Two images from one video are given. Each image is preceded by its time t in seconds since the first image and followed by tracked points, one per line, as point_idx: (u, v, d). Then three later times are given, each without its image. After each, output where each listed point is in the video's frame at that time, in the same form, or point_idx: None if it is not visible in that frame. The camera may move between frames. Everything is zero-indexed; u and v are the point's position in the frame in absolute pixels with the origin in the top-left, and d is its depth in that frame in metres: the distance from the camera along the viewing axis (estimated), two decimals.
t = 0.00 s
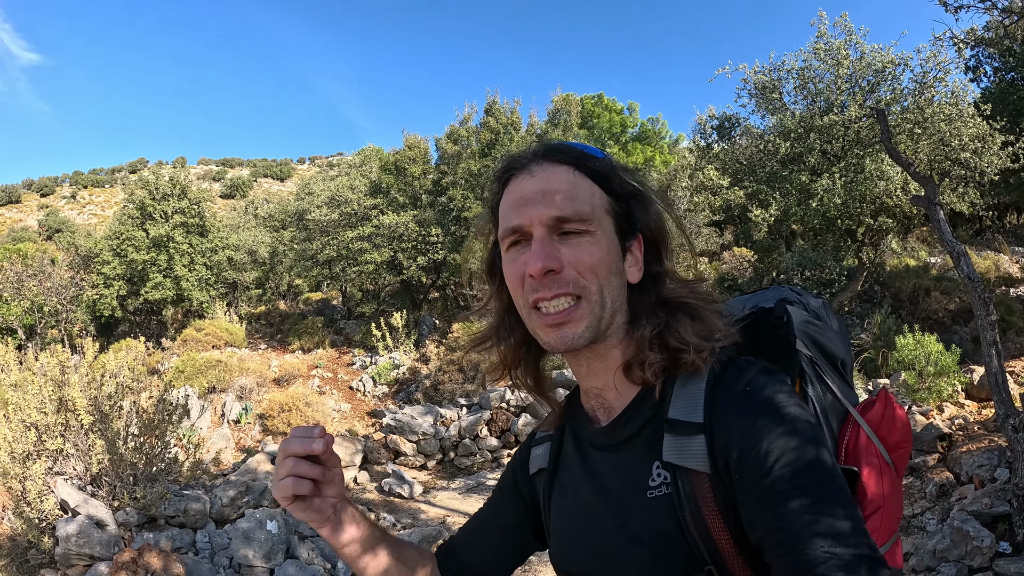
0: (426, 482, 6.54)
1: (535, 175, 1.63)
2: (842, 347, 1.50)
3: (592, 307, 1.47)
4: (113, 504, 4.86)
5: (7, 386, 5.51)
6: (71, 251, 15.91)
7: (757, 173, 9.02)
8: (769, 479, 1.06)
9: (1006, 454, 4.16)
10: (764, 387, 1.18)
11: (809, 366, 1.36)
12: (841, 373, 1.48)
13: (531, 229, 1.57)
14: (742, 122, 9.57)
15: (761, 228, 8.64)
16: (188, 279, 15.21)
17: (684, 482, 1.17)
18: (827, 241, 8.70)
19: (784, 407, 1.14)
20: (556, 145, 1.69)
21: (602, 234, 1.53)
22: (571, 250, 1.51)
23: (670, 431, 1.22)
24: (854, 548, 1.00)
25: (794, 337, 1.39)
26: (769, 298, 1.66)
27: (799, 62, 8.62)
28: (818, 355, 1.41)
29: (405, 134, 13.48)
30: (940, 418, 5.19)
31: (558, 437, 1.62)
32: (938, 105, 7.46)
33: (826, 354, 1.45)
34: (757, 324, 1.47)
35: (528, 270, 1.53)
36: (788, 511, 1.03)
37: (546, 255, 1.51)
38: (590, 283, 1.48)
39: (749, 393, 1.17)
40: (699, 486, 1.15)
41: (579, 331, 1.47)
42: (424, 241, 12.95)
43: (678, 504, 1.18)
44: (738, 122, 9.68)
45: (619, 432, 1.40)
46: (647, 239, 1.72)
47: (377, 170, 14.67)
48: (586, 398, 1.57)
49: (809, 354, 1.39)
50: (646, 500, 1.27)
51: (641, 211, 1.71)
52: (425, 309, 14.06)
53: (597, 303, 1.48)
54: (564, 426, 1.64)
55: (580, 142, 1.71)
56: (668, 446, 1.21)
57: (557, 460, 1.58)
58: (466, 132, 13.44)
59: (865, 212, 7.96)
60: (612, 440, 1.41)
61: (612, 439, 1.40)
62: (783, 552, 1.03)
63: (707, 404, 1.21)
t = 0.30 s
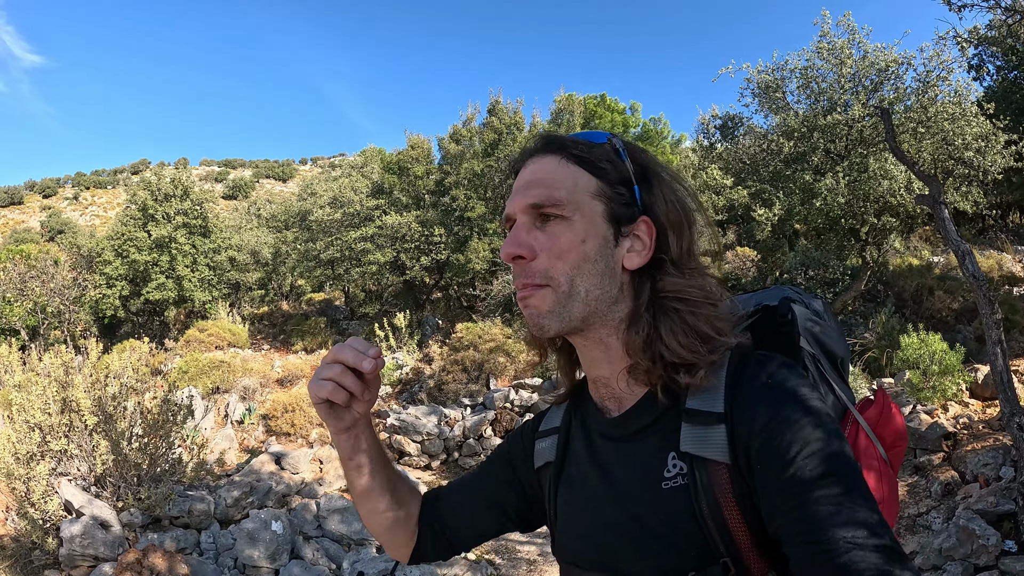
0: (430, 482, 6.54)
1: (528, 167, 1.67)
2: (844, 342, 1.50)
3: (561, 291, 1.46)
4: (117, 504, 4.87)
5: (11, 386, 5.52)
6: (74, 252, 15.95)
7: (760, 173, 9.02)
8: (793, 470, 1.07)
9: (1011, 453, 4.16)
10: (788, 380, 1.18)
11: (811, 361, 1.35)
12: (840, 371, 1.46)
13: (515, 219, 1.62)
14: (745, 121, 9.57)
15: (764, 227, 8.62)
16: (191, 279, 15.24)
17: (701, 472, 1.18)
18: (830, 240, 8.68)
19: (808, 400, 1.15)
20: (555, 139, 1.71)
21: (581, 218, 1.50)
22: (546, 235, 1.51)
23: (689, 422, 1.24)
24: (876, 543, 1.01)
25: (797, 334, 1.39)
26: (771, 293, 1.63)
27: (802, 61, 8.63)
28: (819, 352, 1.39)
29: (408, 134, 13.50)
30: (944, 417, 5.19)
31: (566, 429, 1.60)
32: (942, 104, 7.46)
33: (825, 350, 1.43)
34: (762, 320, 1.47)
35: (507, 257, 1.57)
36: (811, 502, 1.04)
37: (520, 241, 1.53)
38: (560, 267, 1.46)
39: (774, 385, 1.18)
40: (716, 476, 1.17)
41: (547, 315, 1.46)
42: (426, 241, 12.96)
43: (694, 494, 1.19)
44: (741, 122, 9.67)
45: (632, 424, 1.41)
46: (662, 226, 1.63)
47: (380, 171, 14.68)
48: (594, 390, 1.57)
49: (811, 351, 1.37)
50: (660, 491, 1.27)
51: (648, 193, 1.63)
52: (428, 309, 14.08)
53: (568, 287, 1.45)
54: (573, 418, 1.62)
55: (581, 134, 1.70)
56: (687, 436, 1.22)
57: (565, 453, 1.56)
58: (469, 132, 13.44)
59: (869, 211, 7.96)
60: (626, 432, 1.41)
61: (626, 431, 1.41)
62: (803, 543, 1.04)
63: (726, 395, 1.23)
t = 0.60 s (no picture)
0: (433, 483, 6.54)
1: (538, 162, 1.73)
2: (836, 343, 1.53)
3: (552, 276, 1.48)
4: (120, 505, 4.87)
5: (14, 387, 5.53)
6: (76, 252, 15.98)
7: (764, 173, 8.99)
8: (780, 478, 1.05)
9: (1016, 453, 4.15)
10: (770, 384, 1.16)
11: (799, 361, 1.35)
12: (833, 371, 1.49)
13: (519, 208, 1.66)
14: (748, 121, 9.54)
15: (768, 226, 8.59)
16: (193, 279, 15.25)
17: (677, 477, 1.16)
18: (834, 240, 8.65)
19: (796, 403, 1.12)
20: (568, 139, 1.76)
21: (579, 209, 1.53)
22: (544, 224, 1.54)
23: (665, 426, 1.23)
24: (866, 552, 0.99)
25: (786, 335, 1.41)
26: (762, 294, 1.66)
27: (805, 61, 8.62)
28: (809, 353, 1.41)
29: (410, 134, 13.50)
30: (949, 418, 5.18)
31: (554, 428, 1.58)
32: (946, 103, 7.44)
33: (818, 351, 1.46)
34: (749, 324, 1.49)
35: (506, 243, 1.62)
36: (801, 511, 1.02)
37: (518, 227, 1.58)
38: (554, 254, 1.49)
39: (755, 390, 1.16)
40: (692, 482, 1.15)
41: (535, 298, 1.49)
42: (429, 241, 12.95)
43: (670, 498, 1.18)
44: (744, 121, 9.65)
45: (614, 425, 1.40)
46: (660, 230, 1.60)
47: (382, 171, 14.68)
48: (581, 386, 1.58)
49: (801, 351, 1.39)
50: (639, 495, 1.27)
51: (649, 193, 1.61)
52: (431, 309, 14.08)
53: (559, 273, 1.48)
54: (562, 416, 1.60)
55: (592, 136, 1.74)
56: (663, 440, 1.21)
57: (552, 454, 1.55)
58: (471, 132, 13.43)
59: (873, 210, 7.94)
60: (608, 433, 1.40)
61: (609, 432, 1.40)
62: (792, 553, 1.01)
63: (704, 398, 1.21)
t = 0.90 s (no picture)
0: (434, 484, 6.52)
1: (532, 170, 1.62)
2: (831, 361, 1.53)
3: (569, 307, 1.44)
4: (119, 506, 4.85)
5: (13, 387, 5.50)
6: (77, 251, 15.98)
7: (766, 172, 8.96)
8: (767, 481, 1.06)
9: (1021, 455, 4.14)
10: (759, 392, 1.17)
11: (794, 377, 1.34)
12: (826, 382, 1.49)
13: (519, 223, 1.54)
14: (751, 120, 9.51)
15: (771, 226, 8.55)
16: (193, 279, 15.23)
17: (667, 483, 1.19)
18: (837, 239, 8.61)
19: (786, 414, 1.14)
20: (559, 144, 1.67)
21: (590, 233, 1.49)
22: (554, 247, 1.48)
23: (656, 434, 1.25)
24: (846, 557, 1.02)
25: (780, 345, 1.39)
26: (758, 307, 1.65)
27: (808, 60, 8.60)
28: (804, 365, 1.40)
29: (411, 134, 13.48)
30: (953, 419, 5.16)
31: (548, 436, 1.60)
32: (949, 102, 7.40)
33: (812, 362, 1.46)
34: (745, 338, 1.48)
35: (507, 264, 1.51)
36: (784, 514, 1.04)
37: (526, 249, 1.49)
38: (569, 282, 1.44)
39: (746, 398, 1.17)
40: (682, 487, 1.18)
41: (552, 331, 1.43)
42: (430, 241, 12.93)
43: (660, 503, 1.20)
44: (747, 121, 9.61)
45: (603, 432, 1.40)
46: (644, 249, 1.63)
47: (382, 170, 14.66)
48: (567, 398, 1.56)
49: (795, 362, 1.39)
50: (629, 500, 1.27)
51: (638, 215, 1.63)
52: (431, 309, 14.06)
53: (575, 303, 1.44)
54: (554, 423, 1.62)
55: (583, 146, 1.68)
56: (654, 448, 1.23)
57: (546, 460, 1.56)
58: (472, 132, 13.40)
59: (876, 211, 7.90)
60: (598, 439, 1.40)
61: (599, 438, 1.40)
62: (776, 554, 1.03)
63: (693, 407, 1.23)
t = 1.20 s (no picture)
0: (431, 486, 6.47)
1: (494, 185, 1.51)
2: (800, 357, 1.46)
3: (546, 329, 1.36)
4: (111, 509, 4.77)
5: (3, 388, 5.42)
6: (70, 249, 15.81)
7: (766, 172, 8.94)
8: (765, 506, 0.98)
9: None
10: (752, 412, 1.08)
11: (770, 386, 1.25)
12: (801, 389, 1.40)
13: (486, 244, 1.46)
14: (750, 120, 9.49)
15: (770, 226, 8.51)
16: (188, 277, 15.10)
17: (659, 512, 1.11)
18: (836, 240, 8.59)
19: (781, 431, 1.06)
20: (522, 153, 1.56)
21: (562, 246, 1.39)
22: (526, 268, 1.38)
23: (644, 461, 1.16)
24: None
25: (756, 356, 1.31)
26: (728, 311, 1.58)
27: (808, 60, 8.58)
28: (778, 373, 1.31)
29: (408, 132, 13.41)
30: (955, 421, 5.15)
31: (519, 463, 1.59)
32: (951, 103, 7.39)
33: (786, 371, 1.37)
34: (718, 340, 1.40)
35: (479, 290, 1.42)
36: (785, 540, 0.96)
37: (496, 273, 1.40)
38: (544, 304, 1.36)
39: (740, 418, 1.08)
40: (675, 516, 1.09)
41: (531, 355, 1.37)
42: (426, 240, 12.87)
43: (653, 532, 1.12)
44: (746, 120, 9.59)
45: (586, 458, 1.35)
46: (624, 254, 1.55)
47: (379, 169, 14.58)
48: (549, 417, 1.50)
49: (770, 372, 1.29)
50: (619, 530, 1.21)
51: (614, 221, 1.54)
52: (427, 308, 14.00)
53: (553, 325, 1.36)
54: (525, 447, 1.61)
55: (548, 150, 1.57)
56: (643, 475, 1.15)
57: (519, 487, 1.56)
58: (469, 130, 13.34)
59: (876, 211, 7.87)
60: (583, 465, 1.34)
61: (584, 464, 1.34)
62: None
63: (683, 430, 1.15)
